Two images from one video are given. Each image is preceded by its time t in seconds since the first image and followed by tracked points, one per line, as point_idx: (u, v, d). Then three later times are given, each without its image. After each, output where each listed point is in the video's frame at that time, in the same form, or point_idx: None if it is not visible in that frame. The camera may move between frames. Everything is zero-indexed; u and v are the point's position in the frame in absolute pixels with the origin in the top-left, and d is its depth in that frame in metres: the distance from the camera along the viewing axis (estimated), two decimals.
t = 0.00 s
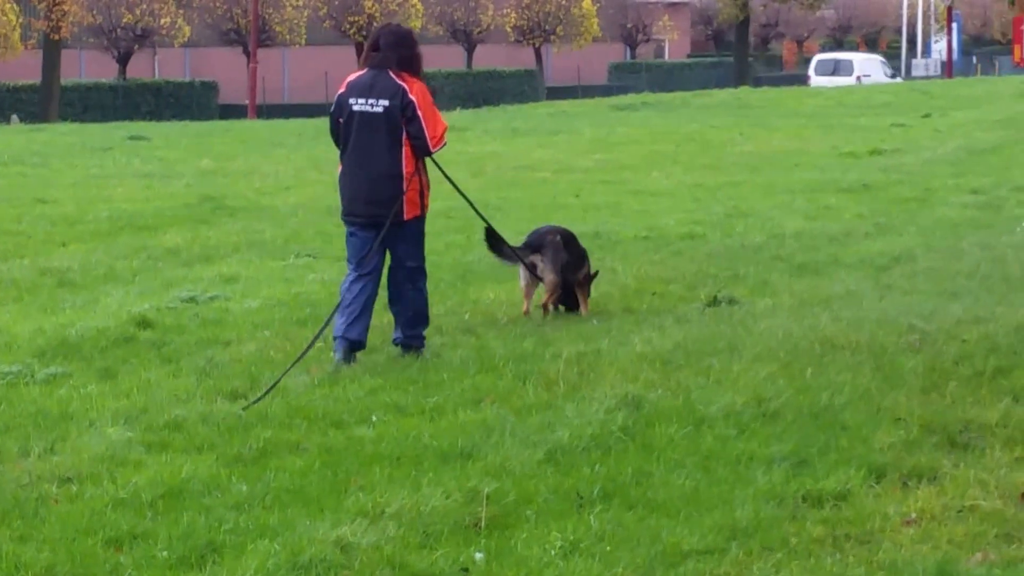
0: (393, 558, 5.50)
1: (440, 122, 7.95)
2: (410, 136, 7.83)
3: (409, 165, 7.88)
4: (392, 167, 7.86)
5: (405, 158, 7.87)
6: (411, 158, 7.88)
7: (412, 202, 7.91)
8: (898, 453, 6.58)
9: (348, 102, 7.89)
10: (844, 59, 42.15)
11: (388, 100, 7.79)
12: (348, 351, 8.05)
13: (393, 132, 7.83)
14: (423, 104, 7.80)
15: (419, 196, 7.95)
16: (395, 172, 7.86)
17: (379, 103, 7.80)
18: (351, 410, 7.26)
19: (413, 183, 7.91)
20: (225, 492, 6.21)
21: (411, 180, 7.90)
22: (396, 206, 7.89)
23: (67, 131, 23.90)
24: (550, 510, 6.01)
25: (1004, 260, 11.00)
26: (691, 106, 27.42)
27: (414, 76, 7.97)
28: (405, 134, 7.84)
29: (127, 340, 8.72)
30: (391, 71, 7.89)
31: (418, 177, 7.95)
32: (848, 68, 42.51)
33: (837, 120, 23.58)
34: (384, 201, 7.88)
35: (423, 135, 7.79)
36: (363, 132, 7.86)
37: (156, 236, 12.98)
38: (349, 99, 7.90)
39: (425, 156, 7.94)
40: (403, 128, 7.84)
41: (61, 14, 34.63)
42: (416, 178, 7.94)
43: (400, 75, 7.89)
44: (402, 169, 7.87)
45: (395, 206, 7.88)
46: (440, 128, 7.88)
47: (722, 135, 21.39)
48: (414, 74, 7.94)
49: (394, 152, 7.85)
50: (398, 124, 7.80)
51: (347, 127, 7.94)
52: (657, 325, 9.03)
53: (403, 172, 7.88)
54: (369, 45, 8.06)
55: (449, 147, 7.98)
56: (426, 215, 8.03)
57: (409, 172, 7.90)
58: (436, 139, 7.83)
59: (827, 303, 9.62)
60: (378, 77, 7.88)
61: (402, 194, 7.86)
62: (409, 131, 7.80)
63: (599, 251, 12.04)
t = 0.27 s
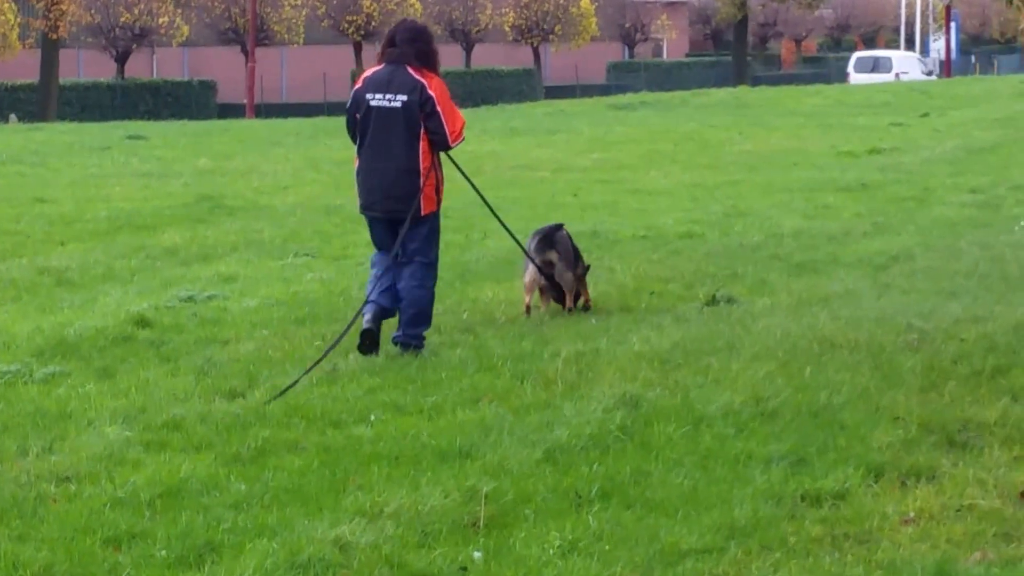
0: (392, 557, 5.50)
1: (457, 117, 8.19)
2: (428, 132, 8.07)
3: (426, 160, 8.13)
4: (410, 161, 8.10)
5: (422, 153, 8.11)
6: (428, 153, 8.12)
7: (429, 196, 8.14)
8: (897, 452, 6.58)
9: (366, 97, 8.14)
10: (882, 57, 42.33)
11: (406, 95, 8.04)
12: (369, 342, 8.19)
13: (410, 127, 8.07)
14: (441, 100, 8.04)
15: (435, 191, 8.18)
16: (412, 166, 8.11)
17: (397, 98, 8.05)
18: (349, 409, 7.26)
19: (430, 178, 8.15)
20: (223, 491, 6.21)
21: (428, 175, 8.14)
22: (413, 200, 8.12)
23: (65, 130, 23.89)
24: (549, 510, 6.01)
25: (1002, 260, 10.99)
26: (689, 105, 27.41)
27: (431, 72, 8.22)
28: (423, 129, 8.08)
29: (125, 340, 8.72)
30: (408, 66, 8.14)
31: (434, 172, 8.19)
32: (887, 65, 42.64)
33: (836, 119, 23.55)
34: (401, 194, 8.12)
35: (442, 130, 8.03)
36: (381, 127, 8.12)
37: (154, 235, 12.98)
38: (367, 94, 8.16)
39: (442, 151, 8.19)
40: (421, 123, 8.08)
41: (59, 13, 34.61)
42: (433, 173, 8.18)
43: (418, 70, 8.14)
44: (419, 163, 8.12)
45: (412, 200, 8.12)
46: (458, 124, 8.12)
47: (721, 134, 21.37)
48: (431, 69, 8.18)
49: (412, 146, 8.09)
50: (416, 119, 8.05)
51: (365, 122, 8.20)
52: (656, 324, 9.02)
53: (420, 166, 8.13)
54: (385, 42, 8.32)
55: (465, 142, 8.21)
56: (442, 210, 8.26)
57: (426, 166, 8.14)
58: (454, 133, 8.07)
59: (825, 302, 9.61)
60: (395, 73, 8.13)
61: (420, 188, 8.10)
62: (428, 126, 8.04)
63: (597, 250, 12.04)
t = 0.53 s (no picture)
0: (391, 556, 5.50)
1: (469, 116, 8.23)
2: (439, 130, 8.12)
3: (435, 158, 8.18)
4: (420, 159, 8.16)
5: (432, 151, 8.17)
6: (438, 151, 8.17)
7: (439, 195, 8.18)
8: (896, 451, 6.58)
9: (378, 96, 8.22)
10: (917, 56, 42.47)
11: (417, 94, 8.10)
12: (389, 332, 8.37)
13: (421, 126, 8.13)
14: (452, 98, 8.08)
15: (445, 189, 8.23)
16: (422, 164, 8.17)
17: (408, 97, 8.11)
18: (349, 408, 7.26)
19: (439, 176, 8.20)
20: (223, 490, 6.21)
21: (438, 174, 8.20)
22: (423, 198, 8.18)
23: (64, 130, 23.90)
24: (548, 508, 6.01)
25: (1002, 259, 10.98)
26: (688, 105, 27.43)
27: (442, 70, 8.27)
28: (434, 127, 8.13)
29: (125, 339, 8.72)
30: (420, 65, 8.20)
31: (444, 170, 8.25)
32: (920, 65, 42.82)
33: (835, 119, 23.53)
34: (411, 193, 8.19)
35: (453, 128, 8.09)
36: (393, 125, 8.19)
37: (154, 234, 12.98)
38: (379, 93, 8.23)
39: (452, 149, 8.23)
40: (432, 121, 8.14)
41: (60, 12, 34.61)
42: (443, 171, 8.23)
43: (429, 69, 8.19)
44: (428, 162, 8.17)
45: (421, 199, 8.18)
46: (469, 122, 8.16)
47: (720, 133, 21.39)
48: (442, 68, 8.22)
49: (422, 145, 8.15)
50: (427, 117, 8.10)
51: (377, 121, 8.27)
52: (655, 323, 9.03)
53: (429, 165, 8.18)
54: (397, 41, 8.38)
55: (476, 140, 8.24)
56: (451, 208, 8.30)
57: (436, 164, 8.20)
58: (465, 132, 8.11)
59: (825, 301, 9.61)
60: (406, 72, 8.18)
61: (429, 186, 8.16)
62: (439, 125, 8.10)
63: (596, 249, 12.05)
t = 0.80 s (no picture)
0: (391, 556, 5.50)
1: (476, 115, 8.28)
2: (447, 131, 8.19)
3: (445, 159, 8.25)
4: (430, 161, 8.25)
5: (441, 153, 8.24)
6: (448, 152, 8.25)
7: (450, 195, 8.28)
8: (896, 450, 6.58)
9: (386, 100, 8.29)
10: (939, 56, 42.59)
11: (424, 97, 8.15)
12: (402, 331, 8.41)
13: (429, 128, 8.20)
14: (459, 99, 8.14)
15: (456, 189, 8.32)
16: (432, 166, 8.26)
17: (415, 100, 8.18)
18: (349, 408, 7.26)
19: (450, 177, 8.28)
20: (222, 489, 6.20)
21: (448, 175, 8.28)
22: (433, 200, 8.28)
23: (64, 129, 23.89)
24: (548, 508, 6.01)
25: (1002, 258, 10.98)
26: (688, 103, 27.43)
27: (448, 71, 8.31)
28: (442, 129, 8.20)
29: (125, 338, 8.71)
30: (426, 67, 8.24)
31: (455, 170, 8.32)
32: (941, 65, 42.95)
33: (834, 118, 23.51)
34: (422, 194, 8.29)
35: (461, 129, 8.15)
36: (402, 129, 8.27)
37: (153, 233, 12.98)
38: (387, 97, 8.29)
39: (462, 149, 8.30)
40: (440, 123, 8.20)
41: (59, 11, 34.59)
42: (453, 171, 8.31)
43: (435, 71, 8.23)
44: (439, 163, 8.25)
45: (432, 200, 8.28)
46: (477, 122, 8.21)
47: (720, 132, 21.38)
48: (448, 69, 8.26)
49: (432, 147, 8.23)
50: (435, 120, 8.17)
51: (386, 125, 8.35)
52: (655, 322, 9.03)
53: (440, 166, 8.26)
54: (404, 43, 8.42)
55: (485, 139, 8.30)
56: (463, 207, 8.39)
57: (446, 165, 8.27)
58: (472, 132, 8.17)
59: (825, 300, 9.61)
60: (413, 75, 8.24)
61: (440, 187, 8.24)
62: (447, 126, 8.16)
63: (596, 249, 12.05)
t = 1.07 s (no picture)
0: (391, 554, 5.50)
1: (481, 108, 8.34)
2: (452, 124, 8.25)
3: (452, 152, 8.31)
4: (436, 154, 8.31)
5: (448, 145, 8.30)
6: (454, 144, 8.30)
7: (458, 187, 8.32)
8: (896, 449, 6.58)
9: (392, 95, 8.36)
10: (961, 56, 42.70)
11: (429, 90, 8.23)
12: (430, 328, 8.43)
13: (435, 121, 8.27)
14: (463, 92, 8.21)
15: (465, 181, 8.36)
16: (440, 158, 8.31)
17: (420, 94, 8.26)
18: (349, 406, 7.26)
19: (458, 169, 8.33)
20: (222, 488, 6.20)
21: (456, 166, 8.32)
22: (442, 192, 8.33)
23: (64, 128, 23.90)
24: (548, 507, 6.01)
25: (1002, 257, 10.97)
26: (689, 103, 27.43)
27: (452, 65, 8.39)
28: (448, 121, 8.27)
29: (125, 337, 8.72)
30: (430, 62, 8.33)
31: (463, 163, 8.36)
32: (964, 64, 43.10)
33: (835, 116, 23.50)
34: (430, 187, 8.34)
35: (464, 121, 8.20)
36: (408, 123, 8.34)
37: (153, 232, 12.98)
38: (392, 92, 8.37)
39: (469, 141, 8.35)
40: (446, 115, 8.27)
41: (58, 10, 34.61)
42: (461, 164, 8.35)
43: (439, 65, 8.32)
44: (446, 156, 8.31)
45: (441, 192, 8.33)
46: (481, 114, 8.27)
47: (720, 132, 21.38)
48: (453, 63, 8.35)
49: (438, 139, 8.30)
50: (440, 112, 8.24)
51: (393, 121, 8.42)
52: (655, 321, 9.03)
53: (447, 158, 8.31)
54: (410, 39, 8.51)
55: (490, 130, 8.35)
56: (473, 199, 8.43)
57: (453, 157, 8.32)
58: (477, 124, 8.22)
59: (825, 298, 9.61)
60: (418, 70, 8.32)
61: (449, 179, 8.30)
62: (451, 118, 8.23)
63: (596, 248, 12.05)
